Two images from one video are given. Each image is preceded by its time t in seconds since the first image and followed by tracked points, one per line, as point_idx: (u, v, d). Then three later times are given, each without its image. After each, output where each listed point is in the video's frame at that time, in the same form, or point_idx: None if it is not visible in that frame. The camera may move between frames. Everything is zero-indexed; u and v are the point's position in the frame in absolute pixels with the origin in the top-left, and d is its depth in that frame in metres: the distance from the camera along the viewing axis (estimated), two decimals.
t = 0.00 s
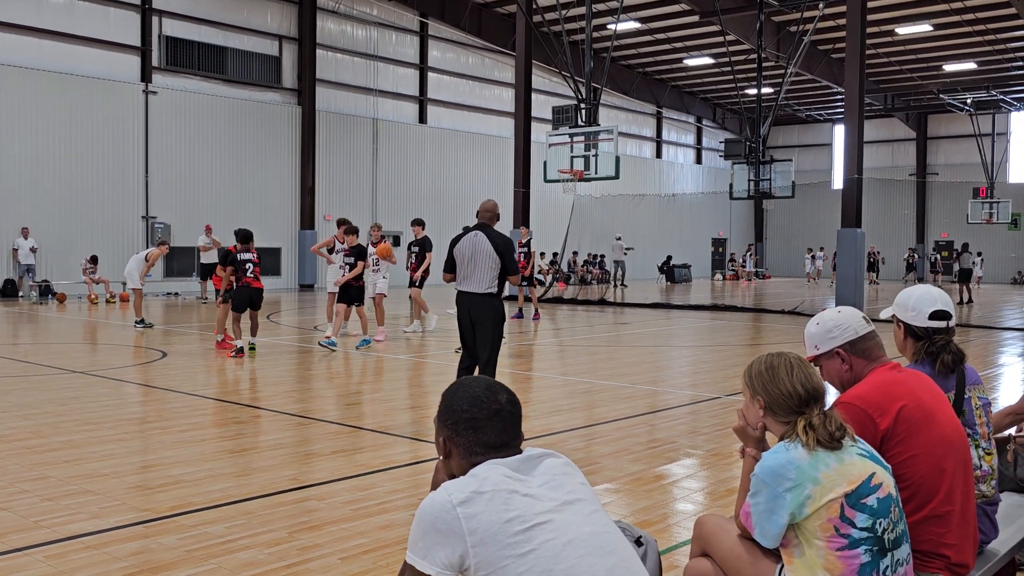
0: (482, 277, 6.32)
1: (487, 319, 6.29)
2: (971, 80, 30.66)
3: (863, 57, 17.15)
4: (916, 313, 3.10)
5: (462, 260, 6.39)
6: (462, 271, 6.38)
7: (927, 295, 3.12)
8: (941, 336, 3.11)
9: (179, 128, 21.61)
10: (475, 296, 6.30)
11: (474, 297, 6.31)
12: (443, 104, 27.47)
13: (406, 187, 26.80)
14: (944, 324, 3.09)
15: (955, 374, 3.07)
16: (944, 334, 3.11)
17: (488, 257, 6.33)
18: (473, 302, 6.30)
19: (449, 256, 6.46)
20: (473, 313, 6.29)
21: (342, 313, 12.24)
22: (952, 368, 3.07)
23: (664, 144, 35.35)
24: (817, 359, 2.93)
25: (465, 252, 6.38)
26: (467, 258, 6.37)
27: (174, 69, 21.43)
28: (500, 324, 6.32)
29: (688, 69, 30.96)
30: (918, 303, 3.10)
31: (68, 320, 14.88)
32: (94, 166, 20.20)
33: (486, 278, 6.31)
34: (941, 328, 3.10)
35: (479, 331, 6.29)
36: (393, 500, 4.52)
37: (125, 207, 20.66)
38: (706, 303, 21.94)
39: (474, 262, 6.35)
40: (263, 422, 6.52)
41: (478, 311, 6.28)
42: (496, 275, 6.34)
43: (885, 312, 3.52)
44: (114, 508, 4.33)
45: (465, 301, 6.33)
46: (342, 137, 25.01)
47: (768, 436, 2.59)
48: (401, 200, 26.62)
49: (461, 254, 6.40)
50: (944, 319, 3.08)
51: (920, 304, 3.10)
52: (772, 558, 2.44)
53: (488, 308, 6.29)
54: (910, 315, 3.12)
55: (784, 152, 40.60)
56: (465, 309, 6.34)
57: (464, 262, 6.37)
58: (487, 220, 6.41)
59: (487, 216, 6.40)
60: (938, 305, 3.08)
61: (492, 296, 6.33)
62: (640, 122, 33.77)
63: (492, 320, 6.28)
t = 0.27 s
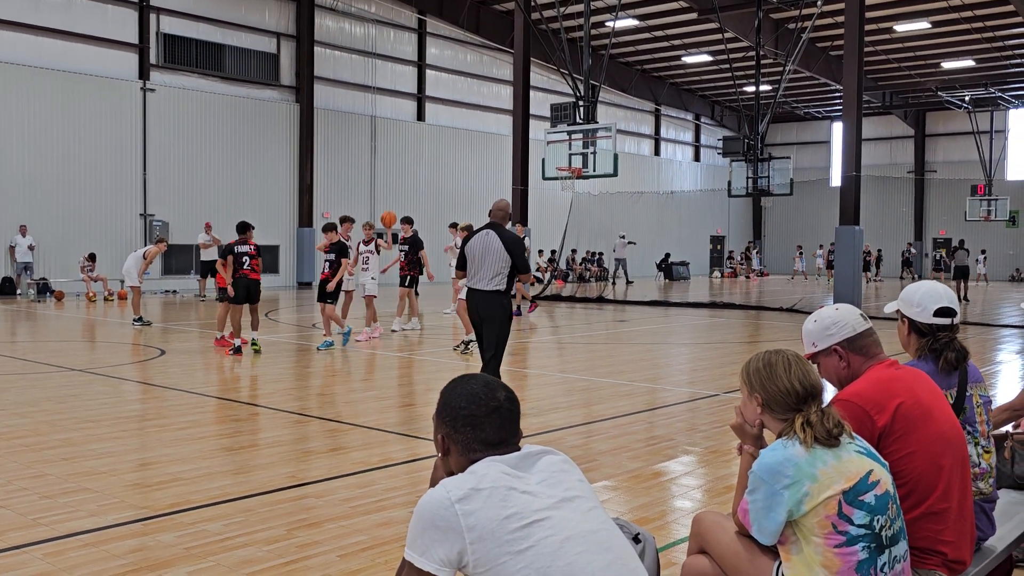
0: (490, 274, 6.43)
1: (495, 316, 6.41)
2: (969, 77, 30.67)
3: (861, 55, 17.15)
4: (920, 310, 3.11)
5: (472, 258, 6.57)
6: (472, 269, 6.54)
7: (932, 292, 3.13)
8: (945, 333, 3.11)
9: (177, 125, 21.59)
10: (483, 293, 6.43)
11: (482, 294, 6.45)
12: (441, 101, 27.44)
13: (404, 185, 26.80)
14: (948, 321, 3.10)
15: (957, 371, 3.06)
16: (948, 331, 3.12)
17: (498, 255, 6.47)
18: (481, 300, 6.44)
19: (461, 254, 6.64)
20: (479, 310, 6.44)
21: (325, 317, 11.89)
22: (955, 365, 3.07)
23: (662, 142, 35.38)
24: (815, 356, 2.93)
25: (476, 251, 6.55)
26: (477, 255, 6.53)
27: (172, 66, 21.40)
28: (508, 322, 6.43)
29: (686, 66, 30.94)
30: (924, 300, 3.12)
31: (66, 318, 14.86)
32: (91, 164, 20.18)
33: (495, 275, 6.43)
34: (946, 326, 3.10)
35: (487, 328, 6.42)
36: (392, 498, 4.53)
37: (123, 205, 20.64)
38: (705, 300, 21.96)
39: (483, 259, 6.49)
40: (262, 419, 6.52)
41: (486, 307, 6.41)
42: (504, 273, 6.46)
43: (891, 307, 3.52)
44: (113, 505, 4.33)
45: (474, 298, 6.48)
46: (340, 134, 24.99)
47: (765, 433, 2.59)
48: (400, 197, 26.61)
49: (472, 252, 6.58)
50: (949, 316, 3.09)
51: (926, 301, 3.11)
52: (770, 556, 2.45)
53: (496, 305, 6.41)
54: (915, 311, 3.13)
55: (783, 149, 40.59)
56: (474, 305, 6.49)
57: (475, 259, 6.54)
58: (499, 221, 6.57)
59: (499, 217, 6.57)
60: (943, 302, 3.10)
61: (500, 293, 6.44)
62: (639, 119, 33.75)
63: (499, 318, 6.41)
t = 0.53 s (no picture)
0: (500, 274, 6.52)
1: (505, 315, 6.49)
2: (967, 76, 30.67)
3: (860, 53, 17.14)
4: (925, 308, 3.12)
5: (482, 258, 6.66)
6: (482, 269, 6.63)
7: (937, 290, 3.14)
8: (949, 331, 3.12)
9: (175, 123, 21.56)
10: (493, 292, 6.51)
11: (492, 293, 6.52)
12: (440, 99, 27.41)
13: (403, 183, 26.78)
14: (952, 320, 3.11)
15: (959, 370, 3.06)
16: (951, 330, 3.12)
17: (507, 255, 6.55)
18: (492, 300, 6.52)
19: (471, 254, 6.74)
20: (490, 309, 6.52)
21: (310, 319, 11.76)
22: (957, 364, 3.07)
23: (661, 140, 35.36)
24: (813, 354, 2.94)
25: (485, 250, 6.64)
26: (487, 255, 6.61)
27: (170, 64, 21.37)
28: (520, 320, 6.51)
29: (685, 64, 30.91)
30: (928, 298, 3.13)
31: (65, 317, 14.86)
32: (89, 162, 20.15)
33: (504, 275, 6.52)
34: (949, 324, 3.11)
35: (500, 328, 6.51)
36: (391, 496, 4.53)
37: (121, 203, 20.62)
38: (703, 298, 21.99)
39: (493, 260, 6.58)
40: (260, 418, 6.51)
41: (497, 307, 6.50)
42: (513, 271, 6.53)
43: (895, 303, 3.53)
44: (111, 504, 4.33)
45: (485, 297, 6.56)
46: (338, 133, 24.97)
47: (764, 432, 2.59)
48: (398, 194, 26.60)
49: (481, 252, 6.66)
50: (953, 315, 3.11)
51: (930, 299, 3.13)
52: (769, 554, 2.45)
53: (507, 305, 6.49)
54: (919, 309, 3.14)
55: (781, 147, 40.59)
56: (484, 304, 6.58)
57: (485, 259, 6.63)
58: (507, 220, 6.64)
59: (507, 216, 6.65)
60: (948, 300, 3.11)
61: (510, 292, 6.50)
62: (637, 118, 33.74)
63: (511, 317, 6.50)
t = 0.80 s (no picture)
0: (511, 273, 6.51)
1: (520, 312, 6.52)
2: (966, 75, 30.68)
3: (860, 52, 17.13)
4: (927, 307, 3.12)
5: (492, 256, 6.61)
6: (493, 268, 6.60)
7: (939, 289, 3.14)
8: (950, 331, 3.11)
9: (173, 123, 21.56)
10: (506, 290, 6.53)
11: (506, 292, 6.55)
12: (439, 98, 27.41)
13: (402, 183, 26.77)
14: (954, 319, 3.10)
15: (960, 369, 3.06)
16: (953, 329, 3.12)
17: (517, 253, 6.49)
18: (505, 297, 6.56)
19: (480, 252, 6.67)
20: (504, 308, 6.56)
21: (291, 316, 11.66)
22: (959, 363, 3.06)
23: (660, 139, 35.34)
24: (812, 353, 2.93)
25: (494, 249, 6.58)
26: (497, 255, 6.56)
27: (169, 64, 21.36)
28: (536, 317, 6.54)
29: (684, 64, 30.90)
30: (930, 297, 3.13)
31: (64, 316, 14.86)
32: (88, 161, 20.14)
33: (515, 273, 6.51)
34: (951, 323, 3.11)
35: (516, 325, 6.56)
36: (389, 495, 4.52)
37: (120, 202, 20.61)
38: (703, 297, 22.03)
39: (503, 259, 6.54)
40: (259, 417, 6.51)
41: (511, 305, 6.53)
42: (524, 270, 6.51)
43: (897, 302, 3.53)
44: (110, 503, 4.32)
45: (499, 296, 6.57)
46: (337, 132, 24.96)
47: (762, 431, 2.59)
48: (397, 193, 26.60)
49: (491, 251, 6.61)
50: (955, 314, 3.10)
51: (932, 298, 3.13)
52: (768, 553, 2.45)
53: (521, 303, 6.52)
54: (921, 307, 3.14)
55: (780, 147, 40.57)
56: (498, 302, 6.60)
57: (495, 258, 6.58)
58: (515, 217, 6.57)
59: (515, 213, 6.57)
60: (950, 300, 3.11)
61: (523, 289, 6.52)
62: (637, 117, 33.74)
63: (527, 314, 6.51)
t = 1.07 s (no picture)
0: (525, 272, 6.49)
1: (532, 312, 6.52)
2: (964, 74, 30.68)
3: (858, 52, 17.14)
4: (927, 306, 3.14)
5: (504, 256, 6.56)
6: (505, 269, 6.55)
7: (939, 289, 3.15)
8: (950, 330, 3.12)
9: (172, 122, 21.55)
10: (520, 290, 6.51)
11: (518, 291, 6.53)
12: (438, 98, 27.41)
13: (401, 183, 26.77)
14: (954, 318, 3.11)
15: (960, 369, 3.06)
16: (953, 329, 3.13)
17: (531, 253, 6.47)
18: (519, 297, 6.53)
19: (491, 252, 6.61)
20: (517, 309, 6.55)
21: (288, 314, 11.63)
22: (959, 363, 3.07)
23: (659, 139, 35.35)
24: (811, 352, 2.94)
25: (507, 250, 6.53)
26: (510, 255, 6.52)
27: (168, 63, 21.35)
28: (547, 316, 6.55)
29: (683, 63, 30.90)
30: (930, 296, 3.14)
31: (63, 316, 14.85)
32: (87, 161, 20.13)
33: (530, 272, 6.49)
34: (951, 322, 3.11)
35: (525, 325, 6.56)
36: (389, 495, 4.52)
37: (119, 202, 20.60)
38: (701, 297, 22.04)
39: (517, 259, 6.50)
40: (258, 417, 6.51)
41: (524, 305, 6.52)
42: (538, 270, 6.50)
43: (896, 302, 3.54)
44: (109, 503, 4.32)
45: (511, 296, 6.55)
46: (336, 131, 24.95)
47: (761, 431, 2.60)
48: (396, 193, 26.59)
49: (503, 251, 6.55)
50: (954, 314, 3.11)
51: (932, 297, 3.14)
52: (767, 553, 2.45)
53: (534, 303, 6.52)
54: (921, 307, 3.15)
55: (779, 146, 40.57)
56: (509, 302, 6.58)
57: (508, 258, 6.53)
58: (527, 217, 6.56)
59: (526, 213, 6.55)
60: (950, 299, 3.12)
61: (537, 289, 6.52)
62: (635, 117, 33.76)
63: (538, 314, 6.52)
